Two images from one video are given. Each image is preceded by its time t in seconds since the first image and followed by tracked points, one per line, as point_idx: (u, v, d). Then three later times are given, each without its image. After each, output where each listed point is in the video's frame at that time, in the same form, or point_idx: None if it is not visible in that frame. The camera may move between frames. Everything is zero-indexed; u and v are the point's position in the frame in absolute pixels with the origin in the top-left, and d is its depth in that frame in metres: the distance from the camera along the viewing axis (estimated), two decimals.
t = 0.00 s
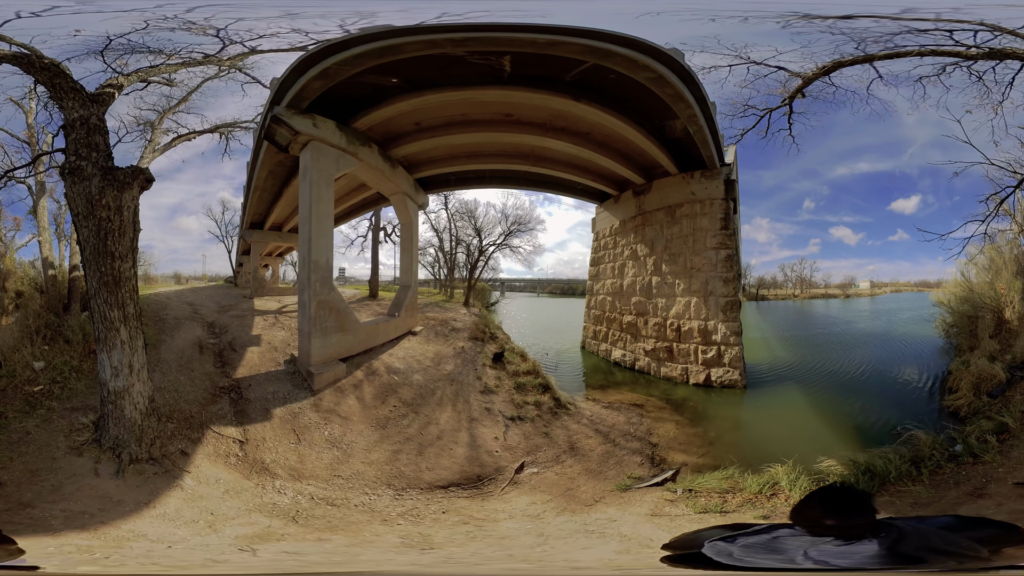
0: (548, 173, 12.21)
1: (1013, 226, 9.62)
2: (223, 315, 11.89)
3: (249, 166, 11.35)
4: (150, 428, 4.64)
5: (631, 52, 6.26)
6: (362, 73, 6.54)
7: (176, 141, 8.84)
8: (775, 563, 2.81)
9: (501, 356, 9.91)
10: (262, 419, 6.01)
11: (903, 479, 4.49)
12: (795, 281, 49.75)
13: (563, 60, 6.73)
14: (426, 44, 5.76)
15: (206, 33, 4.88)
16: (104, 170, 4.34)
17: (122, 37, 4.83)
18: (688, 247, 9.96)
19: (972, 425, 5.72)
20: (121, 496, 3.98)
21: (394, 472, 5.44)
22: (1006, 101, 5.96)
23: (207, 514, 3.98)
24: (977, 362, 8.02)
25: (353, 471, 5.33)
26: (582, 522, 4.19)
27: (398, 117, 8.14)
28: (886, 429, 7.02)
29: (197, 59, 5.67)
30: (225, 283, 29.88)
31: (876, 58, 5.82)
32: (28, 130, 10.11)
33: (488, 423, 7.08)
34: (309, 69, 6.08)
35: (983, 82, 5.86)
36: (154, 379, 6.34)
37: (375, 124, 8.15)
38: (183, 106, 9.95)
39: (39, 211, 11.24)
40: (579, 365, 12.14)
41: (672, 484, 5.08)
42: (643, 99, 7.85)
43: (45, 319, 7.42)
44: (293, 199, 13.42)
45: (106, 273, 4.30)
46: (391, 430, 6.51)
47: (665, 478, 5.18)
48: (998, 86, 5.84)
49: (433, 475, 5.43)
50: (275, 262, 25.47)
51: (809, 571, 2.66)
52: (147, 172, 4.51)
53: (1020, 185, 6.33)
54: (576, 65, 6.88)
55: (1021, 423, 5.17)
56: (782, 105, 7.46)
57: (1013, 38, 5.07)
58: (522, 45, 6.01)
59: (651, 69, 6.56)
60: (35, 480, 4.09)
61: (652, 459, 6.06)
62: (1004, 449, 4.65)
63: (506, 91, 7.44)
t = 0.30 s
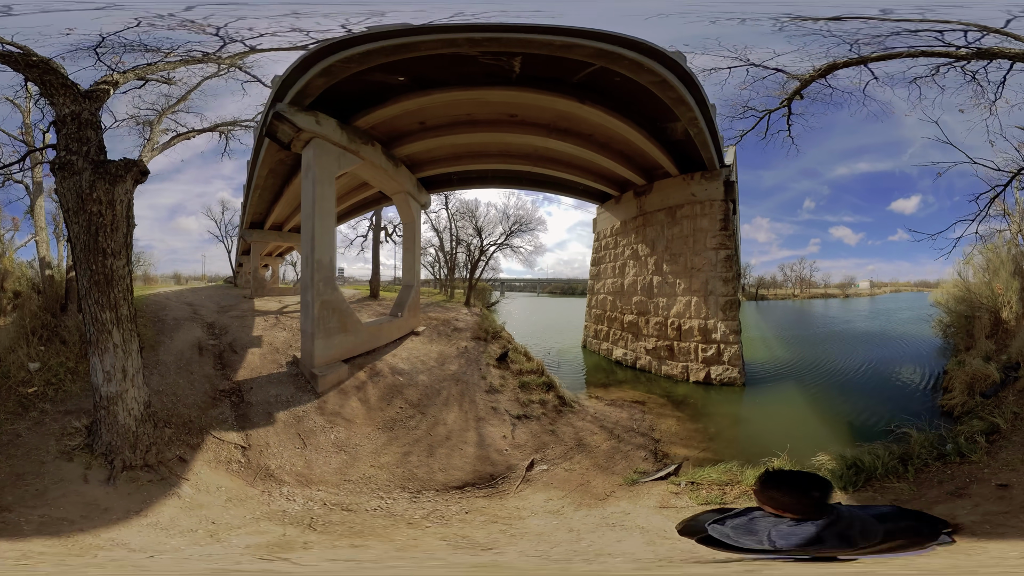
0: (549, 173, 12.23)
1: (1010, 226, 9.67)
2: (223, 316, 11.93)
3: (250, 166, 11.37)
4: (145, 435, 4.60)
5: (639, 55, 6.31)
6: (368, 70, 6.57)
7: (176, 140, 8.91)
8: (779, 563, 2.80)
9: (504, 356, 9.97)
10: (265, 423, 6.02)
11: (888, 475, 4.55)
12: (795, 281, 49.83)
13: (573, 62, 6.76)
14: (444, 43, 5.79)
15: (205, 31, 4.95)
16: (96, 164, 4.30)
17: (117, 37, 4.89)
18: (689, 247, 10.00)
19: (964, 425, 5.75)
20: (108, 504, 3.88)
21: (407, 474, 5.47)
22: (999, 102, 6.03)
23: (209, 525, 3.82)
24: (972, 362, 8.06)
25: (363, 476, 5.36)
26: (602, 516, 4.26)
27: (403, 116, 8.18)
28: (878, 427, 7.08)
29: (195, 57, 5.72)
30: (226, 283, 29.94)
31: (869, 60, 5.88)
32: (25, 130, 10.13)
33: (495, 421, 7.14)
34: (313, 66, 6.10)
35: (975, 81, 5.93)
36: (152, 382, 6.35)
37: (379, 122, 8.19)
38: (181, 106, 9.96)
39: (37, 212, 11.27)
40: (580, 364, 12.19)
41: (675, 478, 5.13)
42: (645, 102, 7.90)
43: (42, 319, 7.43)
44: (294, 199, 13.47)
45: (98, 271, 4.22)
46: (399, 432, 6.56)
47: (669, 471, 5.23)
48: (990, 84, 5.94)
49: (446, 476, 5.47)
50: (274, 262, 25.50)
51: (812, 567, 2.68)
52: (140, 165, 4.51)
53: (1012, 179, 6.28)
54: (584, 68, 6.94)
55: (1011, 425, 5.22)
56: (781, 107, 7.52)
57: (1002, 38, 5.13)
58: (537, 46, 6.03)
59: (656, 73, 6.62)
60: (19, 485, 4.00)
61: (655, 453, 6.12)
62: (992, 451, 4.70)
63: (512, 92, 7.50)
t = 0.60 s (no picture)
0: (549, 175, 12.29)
1: (1009, 226, 9.73)
2: (224, 316, 12.02)
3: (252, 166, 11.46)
4: (147, 438, 4.63)
5: (636, 59, 6.39)
6: (377, 72, 6.65)
7: (177, 138, 8.98)
8: (784, 559, 2.86)
9: (506, 356, 10.06)
10: (269, 425, 6.10)
11: (880, 474, 4.64)
12: (795, 281, 49.91)
13: (571, 65, 6.84)
14: (457, 45, 5.88)
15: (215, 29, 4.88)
16: (96, 156, 4.33)
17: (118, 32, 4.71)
18: (688, 248, 10.08)
19: (961, 424, 5.84)
20: (106, 508, 3.91)
21: (415, 474, 5.55)
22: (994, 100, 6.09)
23: (220, 529, 3.89)
24: (970, 362, 8.13)
25: (369, 476, 5.43)
26: (605, 512, 4.36)
27: (407, 118, 8.27)
28: (876, 426, 7.17)
29: (200, 55, 5.70)
30: (226, 283, 30.06)
31: (862, 60, 5.96)
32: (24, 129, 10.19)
33: (498, 420, 7.23)
34: (319, 66, 6.18)
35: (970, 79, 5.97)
36: (154, 384, 6.42)
37: (383, 124, 8.28)
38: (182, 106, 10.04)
39: (36, 211, 11.36)
40: (581, 365, 12.27)
41: (675, 474, 5.22)
42: (644, 105, 7.99)
43: (41, 318, 7.50)
44: (296, 199, 13.56)
45: (97, 270, 4.25)
46: (403, 432, 6.65)
47: (670, 468, 5.32)
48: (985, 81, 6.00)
49: (453, 475, 5.55)
50: (275, 262, 25.62)
51: (806, 562, 2.76)
52: (143, 157, 4.49)
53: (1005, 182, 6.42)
54: (583, 71, 7.03)
55: (1007, 426, 5.30)
56: (778, 107, 7.60)
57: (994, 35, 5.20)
58: (543, 51, 6.12)
59: (651, 76, 6.71)
60: (13, 488, 4.04)
61: (655, 451, 6.21)
62: (986, 451, 4.78)
63: (515, 95, 7.57)
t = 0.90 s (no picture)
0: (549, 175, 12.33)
1: (1009, 226, 9.74)
2: (224, 316, 12.05)
3: (252, 167, 11.49)
4: (150, 439, 4.67)
5: (635, 60, 6.43)
6: (377, 73, 6.69)
7: (178, 139, 9.01)
8: (788, 558, 2.90)
9: (506, 355, 10.09)
10: (271, 424, 6.14)
11: (878, 476, 4.68)
12: (795, 281, 49.98)
13: (571, 66, 6.87)
14: (455, 46, 5.91)
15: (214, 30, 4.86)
16: (98, 156, 4.36)
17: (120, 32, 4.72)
18: (687, 248, 10.12)
19: (962, 425, 5.87)
20: (112, 510, 3.94)
21: (416, 472, 5.59)
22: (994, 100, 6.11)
23: (229, 528, 3.93)
24: (969, 362, 8.16)
25: (371, 475, 5.47)
26: (601, 510, 4.40)
27: (407, 119, 8.31)
28: (875, 426, 7.21)
29: (202, 54, 5.72)
30: (225, 283, 30.11)
31: (862, 59, 5.99)
32: (25, 130, 10.22)
33: (498, 419, 7.26)
34: (319, 67, 6.21)
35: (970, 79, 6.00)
36: (156, 384, 6.45)
37: (383, 124, 8.31)
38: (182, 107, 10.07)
39: (37, 211, 11.39)
40: (580, 364, 12.31)
41: (671, 473, 5.27)
42: (644, 105, 8.03)
43: (42, 319, 7.53)
44: (296, 199, 13.60)
45: (100, 271, 4.28)
46: (403, 430, 6.69)
47: (666, 468, 5.36)
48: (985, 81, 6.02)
49: (453, 473, 5.60)
50: (275, 262, 25.65)
51: (803, 561, 2.80)
52: (146, 157, 4.51)
53: (1006, 182, 6.45)
54: (582, 71, 7.05)
55: (1007, 427, 5.33)
56: (779, 107, 7.63)
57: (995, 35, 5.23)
58: (540, 51, 6.16)
59: (650, 76, 6.75)
60: (18, 489, 4.08)
61: (653, 451, 6.25)
62: (985, 453, 4.81)
63: (515, 96, 7.61)
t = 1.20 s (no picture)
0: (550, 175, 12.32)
1: (1010, 226, 9.73)
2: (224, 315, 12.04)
3: (252, 166, 11.48)
4: (150, 438, 4.66)
5: (637, 59, 6.41)
6: (378, 71, 6.67)
7: (178, 138, 8.99)
8: (791, 559, 2.88)
9: (505, 355, 10.08)
10: (271, 424, 6.12)
11: (878, 477, 4.67)
12: (795, 281, 50.01)
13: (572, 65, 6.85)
14: (455, 45, 5.89)
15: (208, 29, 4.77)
16: (97, 156, 4.34)
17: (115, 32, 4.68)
18: (687, 248, 10.11)
19: (963, 426, 5.86)
20: (114, 510, 3.92)
21: (415, 471, 5.58)
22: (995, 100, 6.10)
23: (229, 528, 3.91)
24: (970, 363, 8.15)
25: (370, 474, 5.46)
26: (599, 510, 4.39)
27: (406, 118, 8.30)
28: (875, 427, 7.21)
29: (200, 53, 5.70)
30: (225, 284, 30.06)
31: (862, 60, 5.97)
32: (24, 130, 10.20)
33: (497, 419, 7.25)
34: (318, 66, 6.19)
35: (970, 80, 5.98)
36: (156, 384, 6.44)
37: (383, 123, 8.30)
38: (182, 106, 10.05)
39: (37, 211, 11.38)
40: (579, 364, 12.31)
41: (669, 473, 5.26)
42: (645, 105, 8.03)
43: (42, 320, 7.51)
44: (296, 199, 13.58)
45: (100, 271, 4.27)
46: (402, 429, 6.68)
47: (665, 468, 5.36)
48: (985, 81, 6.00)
49: (452, 472, 5.59)
50: (274, 262, 25.63)
51: (802, 562, 2.79)
52: (145, 158, 4.48)
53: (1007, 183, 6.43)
54: (583, 70, 7.04)
55: (1007, 428, 5.33)
56: (779, 107, 7.59)
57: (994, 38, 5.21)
58: (541, 50, 6.13)
59: (652, 76, 6.73)
60: (20, 489, 4.08)
61: (652, 451, 6.23)
62: (986, 454, 4.80)
63: (515, 94, 7.59)
